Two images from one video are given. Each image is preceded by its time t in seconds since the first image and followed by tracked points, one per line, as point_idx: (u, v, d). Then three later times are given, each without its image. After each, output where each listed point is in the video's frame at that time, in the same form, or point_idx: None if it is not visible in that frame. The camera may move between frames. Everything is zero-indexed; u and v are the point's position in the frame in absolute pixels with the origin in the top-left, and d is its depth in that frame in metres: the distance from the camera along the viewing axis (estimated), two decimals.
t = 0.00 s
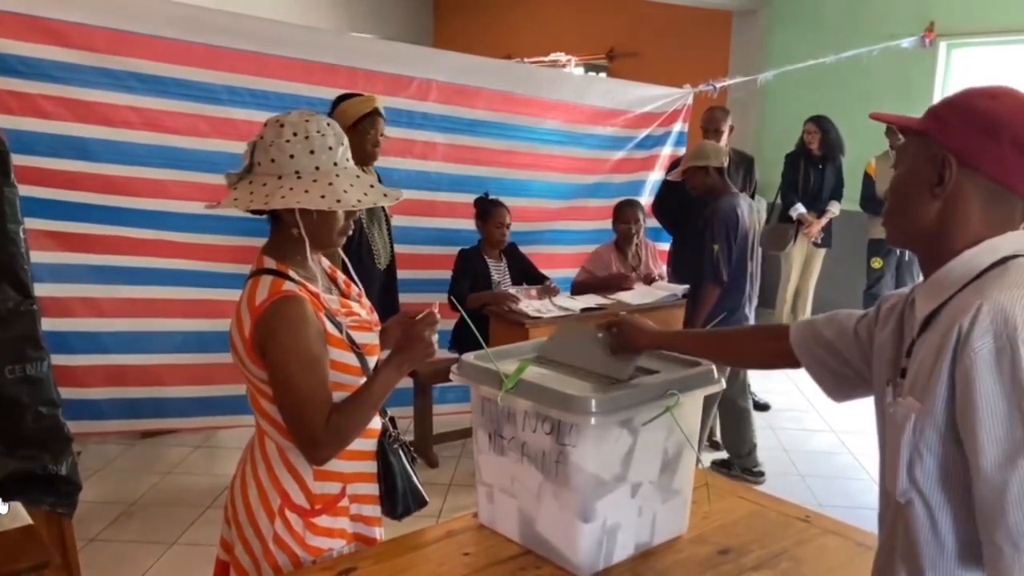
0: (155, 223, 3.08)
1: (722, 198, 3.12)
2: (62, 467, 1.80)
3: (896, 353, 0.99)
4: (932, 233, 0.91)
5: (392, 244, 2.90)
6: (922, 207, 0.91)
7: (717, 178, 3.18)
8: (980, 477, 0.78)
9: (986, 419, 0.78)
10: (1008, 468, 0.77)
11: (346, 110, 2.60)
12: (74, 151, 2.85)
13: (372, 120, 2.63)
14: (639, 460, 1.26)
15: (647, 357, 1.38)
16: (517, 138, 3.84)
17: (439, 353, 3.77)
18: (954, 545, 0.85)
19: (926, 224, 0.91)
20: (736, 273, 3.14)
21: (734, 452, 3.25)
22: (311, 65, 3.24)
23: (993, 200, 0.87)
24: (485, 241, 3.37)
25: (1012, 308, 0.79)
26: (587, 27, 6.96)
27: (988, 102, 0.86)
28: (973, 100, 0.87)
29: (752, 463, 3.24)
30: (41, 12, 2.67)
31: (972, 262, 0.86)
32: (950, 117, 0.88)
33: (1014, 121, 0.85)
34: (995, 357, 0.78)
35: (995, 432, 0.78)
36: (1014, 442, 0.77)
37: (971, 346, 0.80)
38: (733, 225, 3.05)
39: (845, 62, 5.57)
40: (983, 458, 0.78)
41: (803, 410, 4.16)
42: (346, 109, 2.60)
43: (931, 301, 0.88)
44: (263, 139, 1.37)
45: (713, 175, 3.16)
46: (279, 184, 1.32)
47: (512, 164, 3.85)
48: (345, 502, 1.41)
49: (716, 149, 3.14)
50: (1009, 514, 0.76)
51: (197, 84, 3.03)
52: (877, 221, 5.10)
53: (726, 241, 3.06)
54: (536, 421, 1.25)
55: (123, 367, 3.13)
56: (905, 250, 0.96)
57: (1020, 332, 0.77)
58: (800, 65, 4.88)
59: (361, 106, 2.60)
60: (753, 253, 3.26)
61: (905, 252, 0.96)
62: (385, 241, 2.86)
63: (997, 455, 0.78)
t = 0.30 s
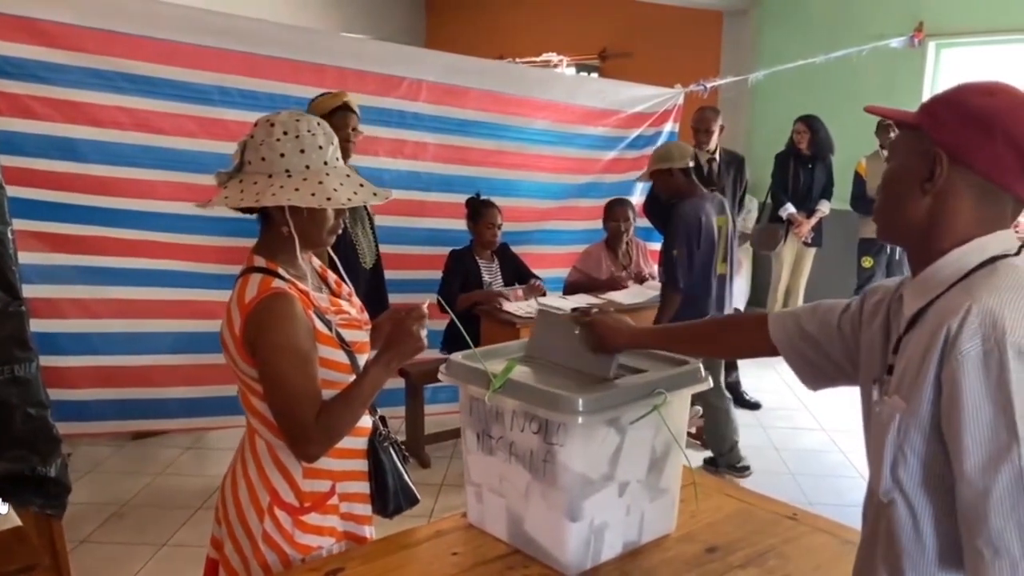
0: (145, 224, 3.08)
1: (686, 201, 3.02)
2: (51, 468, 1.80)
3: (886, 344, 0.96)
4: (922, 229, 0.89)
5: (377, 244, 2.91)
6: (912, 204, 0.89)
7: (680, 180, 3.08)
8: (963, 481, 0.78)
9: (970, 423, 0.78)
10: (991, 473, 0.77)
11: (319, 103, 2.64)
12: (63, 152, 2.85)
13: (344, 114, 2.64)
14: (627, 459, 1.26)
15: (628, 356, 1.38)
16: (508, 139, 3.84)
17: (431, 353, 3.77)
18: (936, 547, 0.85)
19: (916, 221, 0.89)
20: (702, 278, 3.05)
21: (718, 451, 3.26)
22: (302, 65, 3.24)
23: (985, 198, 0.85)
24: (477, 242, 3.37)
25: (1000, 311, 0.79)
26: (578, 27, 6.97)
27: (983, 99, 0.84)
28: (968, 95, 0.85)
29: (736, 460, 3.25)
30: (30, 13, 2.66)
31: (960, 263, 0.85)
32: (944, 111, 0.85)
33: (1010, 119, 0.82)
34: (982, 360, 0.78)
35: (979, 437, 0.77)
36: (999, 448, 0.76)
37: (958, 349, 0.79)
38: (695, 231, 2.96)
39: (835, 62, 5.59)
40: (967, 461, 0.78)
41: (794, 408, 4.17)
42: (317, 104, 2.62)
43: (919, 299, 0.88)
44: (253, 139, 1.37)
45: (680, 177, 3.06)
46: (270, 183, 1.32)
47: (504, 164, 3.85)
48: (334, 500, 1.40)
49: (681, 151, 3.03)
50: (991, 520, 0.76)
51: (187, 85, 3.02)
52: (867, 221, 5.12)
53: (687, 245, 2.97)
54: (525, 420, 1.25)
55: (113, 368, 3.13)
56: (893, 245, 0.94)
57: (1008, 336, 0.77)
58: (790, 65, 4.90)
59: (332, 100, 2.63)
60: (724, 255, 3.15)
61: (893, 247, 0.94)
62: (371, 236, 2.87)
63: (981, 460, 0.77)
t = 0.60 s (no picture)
0: (132, 226, 3.06)
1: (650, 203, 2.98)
2: (35, 473, 1.80)
3: (862, 347, 0.96)
4: (898, 232, 0.89)
5: (348, 243, 2.88)
6: (888, 207, 0.89)
7: (643, 181, 3.03)
8: (938, 492, 0.77)
9: (944, 433, 0.77)
10: (965, 485, 0.75)
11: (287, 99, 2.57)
12: (49, 154, 2.83)
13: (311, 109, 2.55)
14: (608, 462, 1.26)
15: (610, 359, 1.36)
16: (497, 140, 3.84)
17: (420, 354, 3.76)
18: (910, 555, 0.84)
19: (892, 225, 0.89)
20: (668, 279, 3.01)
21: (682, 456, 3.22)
22: (290, 67, 3.24)
23: (959, 200, 0.85)
24: (466, 244, 3.36)
25: (974, 321, 0.78)
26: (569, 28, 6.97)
27: (958, 100, 0.84)
28: (943, 97, 0.84)
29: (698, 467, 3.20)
30: (15, 14, 2.64)
31: (935, 267, 0.86)
32: (919, 113, 0.85)
33: (983, 120, 0.82)
34: (956, 370, 0.77)
35: (953, 447, 0.76)
36: (973, 459, 0.75)
37: (932, 358, 0.79)
38: (657, 231, 2.94)
39: (824, 62, 5.60)
40: (941, 473, 0.77)
41: (784, 408, 4.18)
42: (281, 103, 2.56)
43: (894, 304, 0.88)
44: (244, 139, 1.37)
45: (643, 177, 3.01)
46: (260, 182, 1.32)
47: (493, 165, 3.85)
48: (317, 501, 1.39)
49: (646, 150, 2.99)
50: (965, 532, 0.75)
51: (175, 87, 3.01)
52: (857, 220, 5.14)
53: (654, 249, 2.95)
54: (505, 424, 1.25)
55: (101, 371, 3.11)
56: (870, 248, 0.94)
57: (981, 346, 0.76)
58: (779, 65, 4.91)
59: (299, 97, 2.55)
60: (696, 254, 3.05)
61: (869, 249, 0.94)
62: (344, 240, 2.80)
63: (956, 471, 0.76)
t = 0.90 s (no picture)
0: (122, 228, 3.06)
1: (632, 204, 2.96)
2: (23, 475, 1.80)
3: (841, 348, 0.95)
4: (874, 234, 0.89)
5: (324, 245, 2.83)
6: (864, 209, 0.89)
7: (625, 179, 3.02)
8: (921, 498, 0.77)
9: (927, 438, 0.76)
10: (949, 490, 0.75)
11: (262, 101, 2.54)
12: (38, 155, 2.83)
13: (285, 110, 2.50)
14: (593, 463, 1.26)
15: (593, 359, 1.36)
16: (489, 140, 3.84)
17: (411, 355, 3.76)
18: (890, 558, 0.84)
19: (868, 226, 0.89)
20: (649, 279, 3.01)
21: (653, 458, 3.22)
22: (280, 68, 3.23)
23: (934, 202, 0.85)
24: (457, 245, 3.35)
25: (954, 326, 0.78)
26: (561, 28, 6.98)
27: (932, 100, 0.84)
28: (917, 97, 0.85)
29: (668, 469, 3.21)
30: (3, 16, 2.64)
31: (912, 269, 0.86)
32: (893, 114, 0.86)
33: (957, 120, 0.82)
34: (937, 376, 0.77)
35: (936, 452, 0.76)
36: (956, 465, 0.75)
37: (913, 364, 0.78)
38: (637, 231, 2.91)
39: (816, 62, 5.60)
40: (924, 478, 0.77)
41: (775, 407, 4.18)
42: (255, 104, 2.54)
43: (873, 306, 0.88)
44: (246, 138, 1.37)
45: (625, 177, 3.00)
46: (260, 177, 1.31)
47: (485, 166, 3.85)
48: (307, 496, 1.37)
49: (626, 151, 2.97)
50: (950, 537, 0.75)
51: (165, 88, 3.00)
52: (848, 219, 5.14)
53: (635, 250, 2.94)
54: (490, 425, 1.24)
55: (91, 373, 3.11)
56: (846, 249, 0.94)
57: (962, 351, 0.76)
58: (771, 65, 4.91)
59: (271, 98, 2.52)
60: (677, 255, 3.06)
61: (846, 251, 0.94)
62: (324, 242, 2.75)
63: (939, 477, 0.76)
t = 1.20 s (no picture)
0: (113, 229, 3.05)
1: (623, 203, 2.96)
2: (13, 478, 1.79)
3: (823, 349, 0.95)
4: (854, 236, 0.89)
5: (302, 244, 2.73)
6: (842, 211, 0.89)
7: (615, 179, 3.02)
8: (903, 503, 0.76)
9: (907, 443, 0.76)
10: (930, 495, 0.75)
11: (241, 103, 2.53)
12: (28, 157, 2.82)
13: (262, 110, 2.49)
14: (580, 465, 1.26)
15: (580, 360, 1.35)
16: (482, 141, 3.84)
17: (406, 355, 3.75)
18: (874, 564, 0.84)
19: (848, 229, 0.89)
20: (640, 278, 3.00)
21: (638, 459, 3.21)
22: (272, 69, 3.22)
23: (911, 203, 0.85)
24: (451, 246, 3.34)
25: (935, 330, 0.78)
26: (556, 29, 6.98)
27: (908, 101, 0.84)
28: (892, 99, 0.84)
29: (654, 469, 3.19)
30: None
31: (893, 271, 0.86)
32: (871, 115, 0.85)
33: (932, 120, 0.82)
34: (918, 381, 0.77)
35: (916, 457, 0.76)
36: (938, 470, 0.75)
37: (894, 368, 0.78)
38: (630, 230, 2.91)
39: (810, 62, 5.60)
40: (906, 483, 0.76)
41: (770, 407, 4.19)
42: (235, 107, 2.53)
43: (855, 307, 0.88)
44: (258, 138, 1.35)
45: (615, 178, 3.01)
46: (270, 174, 1.29)
47: (479, 167, 3.85)
48: (296, 493, 1.36)
49: (617, 151, 2.98)
50: (930, 543, 0.75)
51: (156, 89, 3.00)
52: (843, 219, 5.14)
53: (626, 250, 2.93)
54: (476, 427, 1.24)
55: (82, 375, 3.10)
56: (827, 251, 0.94)
57: (942, 356, 0.76)
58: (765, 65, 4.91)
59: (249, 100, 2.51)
60: (666, 256, 3.05)
61: (827, 252, 0.94)
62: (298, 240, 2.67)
63: (920, 482, 0.76)
